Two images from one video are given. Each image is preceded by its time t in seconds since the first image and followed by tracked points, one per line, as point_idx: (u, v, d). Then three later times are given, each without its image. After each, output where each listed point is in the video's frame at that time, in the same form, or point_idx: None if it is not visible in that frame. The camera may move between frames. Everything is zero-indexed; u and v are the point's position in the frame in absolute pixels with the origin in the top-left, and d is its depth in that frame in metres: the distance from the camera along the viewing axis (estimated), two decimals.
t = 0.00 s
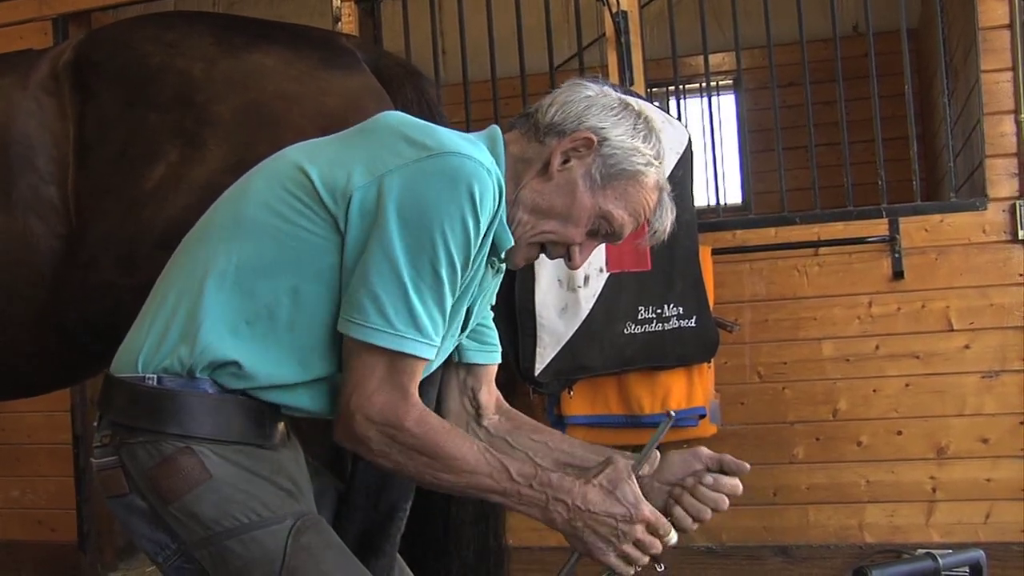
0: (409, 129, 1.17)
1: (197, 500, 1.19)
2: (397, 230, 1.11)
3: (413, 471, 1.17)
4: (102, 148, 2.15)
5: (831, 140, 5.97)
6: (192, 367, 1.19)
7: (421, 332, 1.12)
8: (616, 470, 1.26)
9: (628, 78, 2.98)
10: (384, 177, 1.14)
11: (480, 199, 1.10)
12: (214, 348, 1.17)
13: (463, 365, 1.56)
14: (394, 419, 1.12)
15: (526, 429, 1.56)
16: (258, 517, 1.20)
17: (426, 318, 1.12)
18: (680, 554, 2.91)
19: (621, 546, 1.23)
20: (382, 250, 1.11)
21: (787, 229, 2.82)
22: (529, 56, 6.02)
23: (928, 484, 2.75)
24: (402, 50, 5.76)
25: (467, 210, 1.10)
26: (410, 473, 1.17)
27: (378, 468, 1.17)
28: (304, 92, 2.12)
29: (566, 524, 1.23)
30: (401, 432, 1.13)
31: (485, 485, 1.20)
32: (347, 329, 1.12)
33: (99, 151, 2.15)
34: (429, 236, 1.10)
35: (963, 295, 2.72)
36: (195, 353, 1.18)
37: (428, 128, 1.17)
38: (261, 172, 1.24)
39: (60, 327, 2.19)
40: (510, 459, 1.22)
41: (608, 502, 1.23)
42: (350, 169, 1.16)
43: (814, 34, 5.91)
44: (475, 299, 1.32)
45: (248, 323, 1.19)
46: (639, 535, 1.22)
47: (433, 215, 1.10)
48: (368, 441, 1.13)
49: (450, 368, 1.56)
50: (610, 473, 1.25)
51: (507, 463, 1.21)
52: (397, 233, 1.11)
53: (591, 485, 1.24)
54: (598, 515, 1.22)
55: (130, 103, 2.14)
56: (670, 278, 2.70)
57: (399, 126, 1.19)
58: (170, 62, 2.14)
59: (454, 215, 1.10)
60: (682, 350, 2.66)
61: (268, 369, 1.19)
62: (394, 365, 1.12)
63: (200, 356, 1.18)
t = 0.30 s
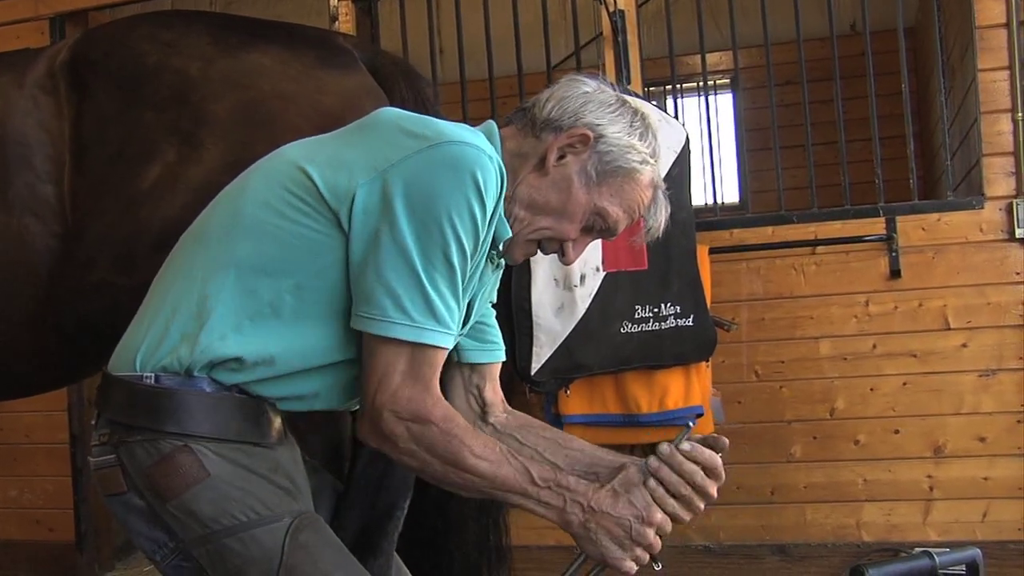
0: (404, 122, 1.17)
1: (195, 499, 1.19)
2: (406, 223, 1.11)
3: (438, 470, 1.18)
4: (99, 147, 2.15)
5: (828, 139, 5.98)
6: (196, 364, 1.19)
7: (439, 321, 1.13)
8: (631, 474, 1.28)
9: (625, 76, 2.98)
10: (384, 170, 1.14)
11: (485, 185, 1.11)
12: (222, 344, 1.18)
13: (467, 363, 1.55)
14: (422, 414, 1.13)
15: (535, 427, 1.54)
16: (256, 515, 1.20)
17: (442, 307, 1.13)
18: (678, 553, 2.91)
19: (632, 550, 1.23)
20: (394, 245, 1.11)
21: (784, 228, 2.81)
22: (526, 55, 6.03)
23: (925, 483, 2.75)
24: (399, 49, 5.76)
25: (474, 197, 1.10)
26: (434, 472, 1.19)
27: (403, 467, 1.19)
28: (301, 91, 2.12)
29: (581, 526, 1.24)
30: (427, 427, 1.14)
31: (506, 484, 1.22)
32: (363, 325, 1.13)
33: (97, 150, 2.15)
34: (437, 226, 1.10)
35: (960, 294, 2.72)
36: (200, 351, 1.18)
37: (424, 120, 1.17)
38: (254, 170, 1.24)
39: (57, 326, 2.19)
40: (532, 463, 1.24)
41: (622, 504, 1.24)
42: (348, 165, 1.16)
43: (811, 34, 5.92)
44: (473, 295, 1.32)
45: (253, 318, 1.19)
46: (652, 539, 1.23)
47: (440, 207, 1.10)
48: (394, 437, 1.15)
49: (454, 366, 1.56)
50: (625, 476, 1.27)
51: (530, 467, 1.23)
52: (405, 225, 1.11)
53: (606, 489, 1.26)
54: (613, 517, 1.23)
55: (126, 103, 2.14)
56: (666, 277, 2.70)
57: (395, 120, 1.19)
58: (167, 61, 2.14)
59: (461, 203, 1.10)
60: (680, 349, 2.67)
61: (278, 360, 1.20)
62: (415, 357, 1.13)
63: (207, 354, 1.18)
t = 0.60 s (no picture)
0: (403, 123, 1.17)
1: (194, 501, 1.19)
2: (406, 225, 1.12)
3: (439, 469, 1.19)
4: (98, 148, 2.15)
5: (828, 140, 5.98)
6: (195, 366, 1.20)
7: (438, 322, 1.13)
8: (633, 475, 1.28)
9: (626, 76, 2.98)
10: (384, 172, 1.14)
11: (485, 188, 1.11)
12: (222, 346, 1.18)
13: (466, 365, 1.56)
14: (423, 415, 1.14)
15: (536, 427, 1.52)
16: (254, 517, 1.20)
17: (441, 307, 1.14)
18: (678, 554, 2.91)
19: (629, 547, 1.22)
20: (392, 247, 1.11)
21: (784, 228, 2.81)
22: (526, 55, 6.02)
23: (925, 484, 2.75)
24: (399, 49, 5.76)
25: (474, 200, 1.11)
26: (436, 471, 1.19)
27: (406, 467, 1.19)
28: (300, 91, 2.12)
29: (581, 521, 1.26)
30: (430, 428, 1.15)
31: (506, 483, 1.23)
32: (362, 326, 1.13)
33: (97, 150, 2.15)
34: (436, 228, 1.11)
35: (960, 294, 2.72)
36: (200, 353, 1.18)
37: (422, 120, 1.17)
38: (252, 169, 1.24)
39: (57, 326, 2.19)
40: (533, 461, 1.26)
41: (620, 500, 1.25)
42: (347, 166, 1.16)
43: (810, 34, 5.92)
44: (472, 298, 1.32)
45: (252, 319, 1.20)
46: (649, 533, 1.22)
47: (439, 209, 1.11)
48: (396, 439, 1.15)
49: (454, 369, 1.56)
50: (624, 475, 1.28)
51: (530, 463, 1.25)
52: (405, 227, 1.12)
53: (606, 487, 1.27)
54: (610, 513, 1.24)
55: (126, 103, 2.14)
56: (666, 277, 2.70)
57: (393, 120, 1.19)
58: (167, 61, 2.14)
59: (461, 207, 1.11)
60: (680, 349, 2.67)
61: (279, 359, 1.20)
62: (416, 360, 1.13)
63: (207, 356, 1.18)
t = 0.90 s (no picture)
0: (408, 132, 1.17)
1: (198, 504, 1.19)
2: (399, 236, 1.11)
3: (414, 498, 1.15)
4: (103, 151, 2.15)
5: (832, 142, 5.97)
6: (192, 370, 1.20)
7: (430, 340, 1.11)
8: (632, 549, 1.13)
9: (630, 79, 2.98)
10: (384, 182, 1.14)
11: (483, 203, 1.11)
12: (214, 353, 1.17)
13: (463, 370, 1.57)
14: (400, 438, 1.10)
15: (527, 430, 1.56)
16: (259, 520, 1.20)
17: (433, 326, 1.12)
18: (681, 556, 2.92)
19: None
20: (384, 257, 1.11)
21: (788, 231, 2.80)
22: (530, 57, 6.02)
23: (929, 487, 2.74)
24: (403, 51, 5.75)
25: (470, 214, 1.10)
26: (412, 497, 1.15)
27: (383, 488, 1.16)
28: (304, 94, 2.12)
29: None
30: (406, 452, 1.11)
31: (476, 535, 1.16)
32: (353, 337, 1.12)
33: (101, 153, 2.15)
34: (431, 241, 1.10)
35: (964, 297, 2.72)
36: (196, 358, 1.18)
37: (427, 131, 1.17)
38: (261, 174, 1.24)
39: (62, 329, 2.19)
40: (513, 514, 1.16)
41: None
42: (350, 173, 1.16)
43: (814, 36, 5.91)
44: (476, 306, 1.32)
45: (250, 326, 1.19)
46: None
47: (434, 221, 1.10)
48: (373, 457, 1.12)
49: (449, 373, 1.57)
50: (612, 547, 1.14)
51: (507, 520, 1.15)
52: (398, 238, 1.11)
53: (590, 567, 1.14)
54: None
55: (131, 106, 2.14)
56: (670, 279, 2.70)
57: (400, 129, 1.19)
58: (172, 65, 2.14)
59: (457, 220, 1.10)
60: (683, 352, 2.66)
61: (269, 372, 1.20)
62: (402, 375, 1.11)
63: (202, 360, 1.18)
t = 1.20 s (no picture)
0: (420, 138, 1.18)
1: (203, 504, 1.19)
2: (404, 241, 1.11)
3: (413, 486, 1.17)
4: (107, 153, 2.15)
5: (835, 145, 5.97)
6: (193, 369, 1.20)
7: (423, 344, 1.11)
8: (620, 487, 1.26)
9: (632, 83, 2.98)
10: (393, 186, 1.14)
11: (490, 209, 1.11)
12: (215, 353, 1.18)
13: (467, 377, 1.56)
14: (396, 432, 1.12)
15: (529, 441, 1.57)
16: (264, 522, 1.21)
17: (429, 330, 1.12)
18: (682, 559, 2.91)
19: (621, 565, 1.21)
20: (387, 261, 1.10)
21: (790, 234, 2.79)
22: (532, 59, 6.02)
23: (931, 491, 2.74)
24: (405, 53, 5.75)
25: (477, 220, 1.10)
26: (408, 486, 1.17)
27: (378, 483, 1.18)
28: (309, 96, 2.13)
29: (569, 545, 1.21)
30: (403, 446, 1.13)
31: (483, 506, 1.20)
32: (349, 338, 1.12)
33: (105, 156, 2.15)
34: (435, 247, 1.10)
35: (966, 301, 2.71)
36: (197, 357, 1.19)
37: (439, 138, 1.17)
38: (274, 177, 1.25)
39: (64, 330, 2.19)
40: (514, 478, 1.22)
41: (609, 524, 1.20)
42: (359, 178, 1.16)
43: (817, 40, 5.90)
44: (482, 312, 1.33)
45: (252, 328, 1.20)
46: (638, 555, 1.21)
47: (440, 227, 1.10)
48: (368, 456, 1.13)
49: (453, 380, 1.57)
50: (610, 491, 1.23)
51: (510, 483, 1.21)
52: (403, 242, 1.11)
53: (592, 507, 1.21)
54: (599, 539, 1.20)
55: (136, 108, 2.15)
56: (672, 283, 2.70)
57: (412, 135, 1.20)
58: (176, 66, 2.14)
59: (461, 226, 1.10)
60: (686, 355, 2.67)
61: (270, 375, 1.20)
62: (397, 379, 1.12)
63: (203, 359, 1.18)
